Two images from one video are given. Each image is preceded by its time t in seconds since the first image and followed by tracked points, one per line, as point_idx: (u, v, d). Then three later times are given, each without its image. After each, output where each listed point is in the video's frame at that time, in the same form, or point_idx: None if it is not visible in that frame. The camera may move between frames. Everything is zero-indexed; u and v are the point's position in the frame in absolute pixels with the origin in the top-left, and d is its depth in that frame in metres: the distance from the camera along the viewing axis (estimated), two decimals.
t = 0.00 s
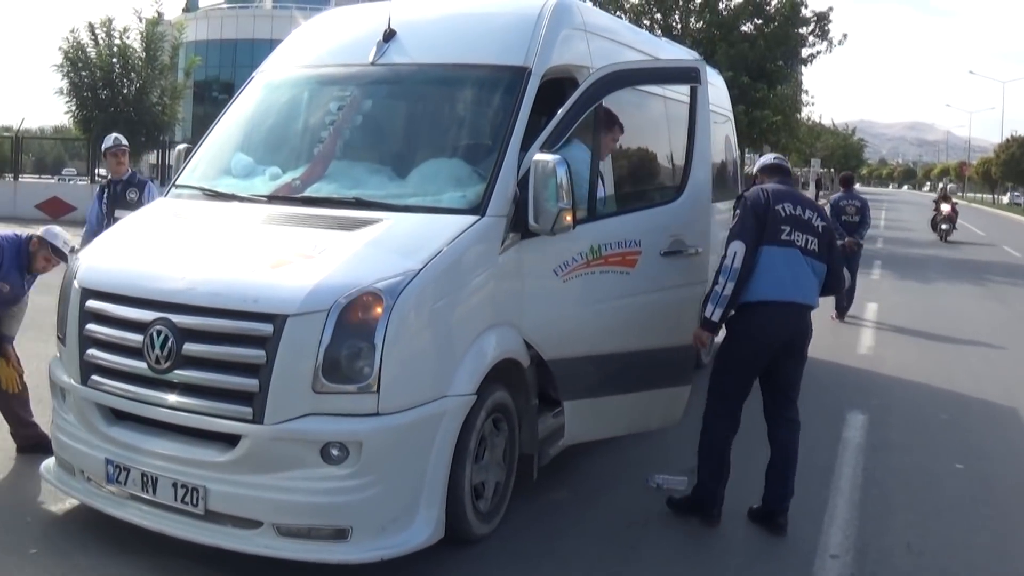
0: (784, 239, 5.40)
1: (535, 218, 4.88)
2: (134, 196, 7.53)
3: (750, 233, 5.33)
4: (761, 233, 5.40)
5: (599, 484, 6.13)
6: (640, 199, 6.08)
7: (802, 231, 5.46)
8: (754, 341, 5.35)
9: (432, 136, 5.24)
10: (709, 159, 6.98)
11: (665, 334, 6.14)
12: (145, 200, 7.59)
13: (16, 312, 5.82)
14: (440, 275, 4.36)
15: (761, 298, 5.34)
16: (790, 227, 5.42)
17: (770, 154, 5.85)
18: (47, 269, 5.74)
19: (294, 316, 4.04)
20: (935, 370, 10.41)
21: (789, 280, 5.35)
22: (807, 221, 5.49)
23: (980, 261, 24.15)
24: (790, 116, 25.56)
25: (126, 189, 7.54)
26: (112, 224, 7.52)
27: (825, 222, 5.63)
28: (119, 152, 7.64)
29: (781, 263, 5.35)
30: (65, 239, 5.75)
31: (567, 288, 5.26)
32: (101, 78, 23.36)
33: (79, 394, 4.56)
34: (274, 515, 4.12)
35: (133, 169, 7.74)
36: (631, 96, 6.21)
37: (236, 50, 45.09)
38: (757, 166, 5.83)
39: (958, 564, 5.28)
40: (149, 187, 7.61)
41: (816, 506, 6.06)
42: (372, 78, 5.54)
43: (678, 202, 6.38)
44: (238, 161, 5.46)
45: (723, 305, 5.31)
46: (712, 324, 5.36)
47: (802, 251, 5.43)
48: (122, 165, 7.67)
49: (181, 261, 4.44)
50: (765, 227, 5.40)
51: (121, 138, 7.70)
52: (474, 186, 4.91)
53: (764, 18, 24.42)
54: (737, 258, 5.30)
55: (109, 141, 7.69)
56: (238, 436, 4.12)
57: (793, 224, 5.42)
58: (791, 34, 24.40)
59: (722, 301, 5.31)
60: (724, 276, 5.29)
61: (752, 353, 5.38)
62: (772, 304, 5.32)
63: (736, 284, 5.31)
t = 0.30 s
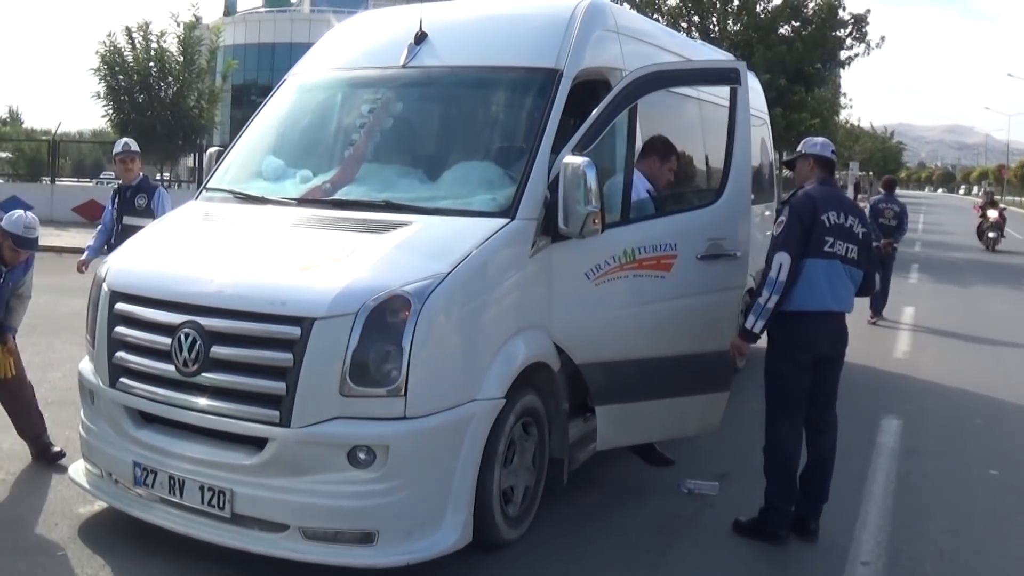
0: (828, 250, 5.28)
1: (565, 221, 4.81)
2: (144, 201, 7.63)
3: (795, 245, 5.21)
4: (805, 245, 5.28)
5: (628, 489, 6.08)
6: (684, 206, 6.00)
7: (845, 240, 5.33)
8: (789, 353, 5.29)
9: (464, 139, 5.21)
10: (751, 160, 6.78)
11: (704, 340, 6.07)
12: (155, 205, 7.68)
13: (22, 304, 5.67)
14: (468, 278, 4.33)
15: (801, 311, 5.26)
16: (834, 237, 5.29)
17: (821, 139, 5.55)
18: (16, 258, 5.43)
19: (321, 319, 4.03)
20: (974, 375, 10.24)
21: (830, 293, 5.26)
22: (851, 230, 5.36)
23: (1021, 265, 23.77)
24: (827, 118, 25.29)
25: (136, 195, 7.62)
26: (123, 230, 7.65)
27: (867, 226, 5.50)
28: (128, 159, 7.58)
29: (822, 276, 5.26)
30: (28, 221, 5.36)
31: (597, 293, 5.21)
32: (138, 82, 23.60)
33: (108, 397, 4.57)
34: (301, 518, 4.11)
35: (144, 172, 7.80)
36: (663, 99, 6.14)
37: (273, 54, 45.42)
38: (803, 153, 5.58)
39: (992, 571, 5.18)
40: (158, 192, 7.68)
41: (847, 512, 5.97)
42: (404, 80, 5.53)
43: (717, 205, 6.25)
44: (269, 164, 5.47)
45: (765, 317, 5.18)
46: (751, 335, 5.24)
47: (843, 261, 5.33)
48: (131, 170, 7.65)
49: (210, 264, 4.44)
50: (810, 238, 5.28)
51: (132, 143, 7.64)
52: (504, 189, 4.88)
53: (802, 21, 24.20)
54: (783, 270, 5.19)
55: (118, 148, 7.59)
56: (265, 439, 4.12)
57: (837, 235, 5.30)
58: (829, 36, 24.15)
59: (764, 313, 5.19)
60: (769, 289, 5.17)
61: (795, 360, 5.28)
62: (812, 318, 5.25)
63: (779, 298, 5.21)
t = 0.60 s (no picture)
0: (846, 259, 5.24)
1: (575, 226, 4.80)
2: (132, 211, 7.51)
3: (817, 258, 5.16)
4: (823, 255, 5.23)
5: (639, 496, 6.05)
6: (691, 205, 6.04)
7: (859, 247, 5.29)
8: (811, 365, 5.25)
9: (475, 145, 5.20)
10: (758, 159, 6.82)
11: (714, 346, 6.03)
12: (145, 215, 7.58)
13: (31, 320, 5.37)
14: (476, 284, 4.32)
15: (821, 323, 5.22)
16: (851, 246, 5.25)
17: (821, 141, 5.49)
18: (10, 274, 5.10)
19: (329, 325, 4.03)
20: (992, 379, 10.15)
21: (848, 301, 5.24)
22: (865, 236, 5.33)
23: None
24: (843, 122, 25.17)
25: (125, 203, 7.54)
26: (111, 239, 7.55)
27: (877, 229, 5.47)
28: (119, 167, 7.57)
29: (840, 285, 5.22)
30: (21, 236, 5.11)
31: (607, 298, 5.18)
32: (153, 90, 23.71)
33: (117, 404, 4.58)
34: (310, 525, 4.10)
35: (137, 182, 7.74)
36: (674, 103, 6.11)
37: (288, 61, 45.60)
38: (806, 158, 5.52)
39: None
40: (149, 202, 7.59)
41: (860, 517, 5.93)
42: (413, 86, 5.53)
43: (726, 208, 6.26)
44: (279, 171, 5.46)
45: (790, 333, 5.14)
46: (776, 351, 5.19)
47: (858, 268, 5.30)
48: (122, 180, 7.62)
49: (219, 271, 4.45)
50: (828, 247, 5.24)
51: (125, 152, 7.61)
52: (513, 195, 4.87)
53: (818, 25, 24.18)
54: (806, 284, 5.14)
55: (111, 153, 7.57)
56: (273, 446, 4.11)
57: (853, 242, 5.26)
58: (844, 39, 24.06)
59: (790, 328, 5.14)
60: (794, 305, 5.12)
61: (809, 370, 5.25)
62: (833, 329, 5.23)
63: (803, 311, 5.16)
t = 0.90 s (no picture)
0: (844, 260, 5.23)
1: (578, 231, 4.79)
2: (119, 220, 6.79)
3: (812, 260, 5.16)
4: (820, 257, 5.23)
5: (643, 502, 6.04)
6: (695, 209, 6.04)
7: (859, 249, 5.28)
8: (812, 368, 5.24)
9: (477, 152, 5.20)
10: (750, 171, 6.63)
11: (708, 346, 6.02)
12: (132, 225, 6.85)
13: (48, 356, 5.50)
14: (477, 290, 4.32)
15: (821, 325, 5.21)
16: (848, 247, 5.24)
17: (813, 150, 5.53)
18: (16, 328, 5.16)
19: (329, 333, 4.04)
20: (999, 383, 10.11)
21: (848, 303, 5.22)
22: (864, 238, 5.31)
23: None
24: (849, 126, 25.13)
25: (110, 213, 6.81)
26: (96, 251, 6.78)
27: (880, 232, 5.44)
28: (99, 177, 6.81)
29: (839, 287, 5.21)
30: (21, 288, 5.15)
31: (607, 303, 5.18)
32: (159, 97, 23.77)
33: (120, 412, 4.59)
34: (312, 533, 4.10)
35: (122, 191, 7.00)
36: (674, 109, 6.07)
37: (294, 69, 45.71)
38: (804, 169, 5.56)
39: None
40: (135, 210, 6.86)
41: (864, 522, 5.92)
42: (415, 93, 5.54)
43: (720, 211, 6.19)
44: (280, 179, 5.47)
45: (788, 335, 5.13)
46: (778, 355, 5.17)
47: (858, 270, 5.28)
48: (103, 189, 6.86)
49: (220, 279, 4.45)
50: (825, 249, 5.24)
51: (106, 160, 6.90)
52: (514, 202, 4.87)
53: (822, 30, 24.16)
54: (801, 286, 5.13)
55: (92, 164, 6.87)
56: (274, 453, 4.12)
57: (851, 244, 5.25)
58: (849, 44, 24.03)
59: (788, 331, 5.12)
60: (790, 307, 5.11)
61: (810, 374, 5.24)
62: (833, 332, 5.21)
63: (800, 313, 5.15)
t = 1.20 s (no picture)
0: (831, 263, 5.25)
1: (573, 235, 4.82)
2: (95, 226, 6.60)
3: (795, 262, 5.20)
4: (806, 260, 5.26)
5: (639, 506, 6.04)
6: (687, 215, 6.05)
7: (848, 251, 5.29)
8: (801, 370, 5.25)
9: (473, 156, 5.21)
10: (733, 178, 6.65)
11: (692, 348, 6.04)
12: (106, 231, 6.67)
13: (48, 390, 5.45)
14: (471, 294, 4.32)
15: (806, 327, 5.23)
16: (836, 250, 5.26)
17: (810, 155, 5.58)
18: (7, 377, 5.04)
19: (323, 336, 4.04)
20: (995, 388, 10.11)
21: (836, 306, 5.22)
22: (855, 241, 5.31)
23: None
24: (846, 131, 25.16)
25: (85, 218, 6.59)
26: (68, 258, 6.54)
27: (876, 236, 5.43)
28: (73, 181, 6.52)
29: (827, 290, 5.22)
30: (10, 337, 5.02)
31: (600, 306, 5.19)
32: (156, 101, 23.82)
33: (114, 415, 4.59)
34: (305, 536, 4.09)
35: (90, 194, 6.77)
36: (672, 114, 6.10)
37: (292, 73, 45.75)
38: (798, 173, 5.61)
39: None
40: (110, 216, 6.68)
41: (859, 526, 5.92)
42: (411, 97, 5.54)
43: (711, 216, 6.21)
44: (276, 182, 5.47)
45: (770, 337, 5.19)
46: (760, 357, 5.23)
47: (849, 273, 5.29)
48: (76, 194, 6.59)
49: (214, 282, 4.45)
50: (810, 252, 5.27)
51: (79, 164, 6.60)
52: (509, 205, 4.87)
53: (820, 35, 24.20)
54: (783, 288, 5.17)
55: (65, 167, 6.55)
56: (268, 456, 4.12)
57: (839, 246, 5.26)
58: (847, 49, 24.07)
59: (769, 333, 5.19)
60: (770, 309, 5.16)
61: (801, 377, 5.25)
62: (819, 334, 5.21)
63: (783, 315, 5.19)
